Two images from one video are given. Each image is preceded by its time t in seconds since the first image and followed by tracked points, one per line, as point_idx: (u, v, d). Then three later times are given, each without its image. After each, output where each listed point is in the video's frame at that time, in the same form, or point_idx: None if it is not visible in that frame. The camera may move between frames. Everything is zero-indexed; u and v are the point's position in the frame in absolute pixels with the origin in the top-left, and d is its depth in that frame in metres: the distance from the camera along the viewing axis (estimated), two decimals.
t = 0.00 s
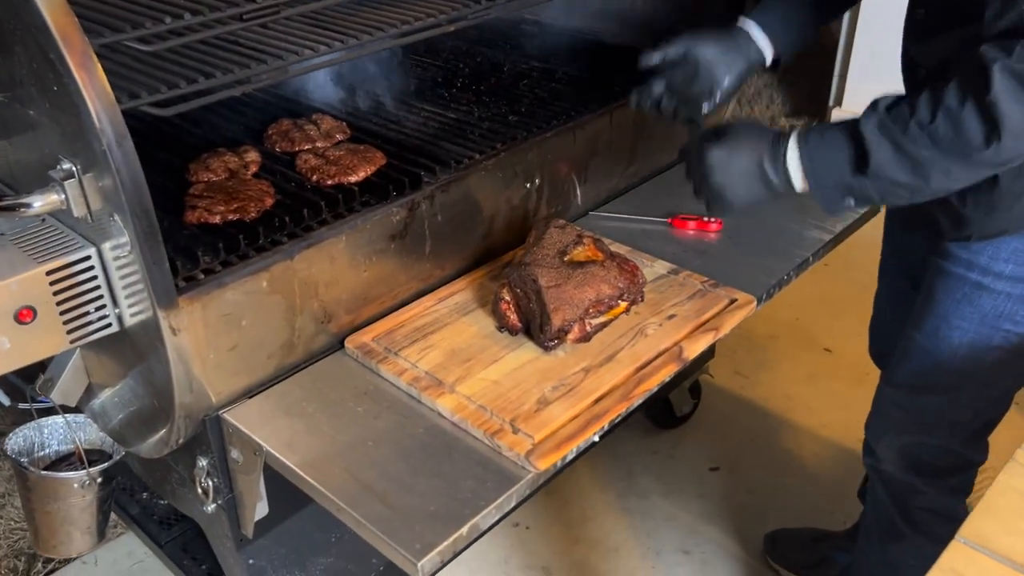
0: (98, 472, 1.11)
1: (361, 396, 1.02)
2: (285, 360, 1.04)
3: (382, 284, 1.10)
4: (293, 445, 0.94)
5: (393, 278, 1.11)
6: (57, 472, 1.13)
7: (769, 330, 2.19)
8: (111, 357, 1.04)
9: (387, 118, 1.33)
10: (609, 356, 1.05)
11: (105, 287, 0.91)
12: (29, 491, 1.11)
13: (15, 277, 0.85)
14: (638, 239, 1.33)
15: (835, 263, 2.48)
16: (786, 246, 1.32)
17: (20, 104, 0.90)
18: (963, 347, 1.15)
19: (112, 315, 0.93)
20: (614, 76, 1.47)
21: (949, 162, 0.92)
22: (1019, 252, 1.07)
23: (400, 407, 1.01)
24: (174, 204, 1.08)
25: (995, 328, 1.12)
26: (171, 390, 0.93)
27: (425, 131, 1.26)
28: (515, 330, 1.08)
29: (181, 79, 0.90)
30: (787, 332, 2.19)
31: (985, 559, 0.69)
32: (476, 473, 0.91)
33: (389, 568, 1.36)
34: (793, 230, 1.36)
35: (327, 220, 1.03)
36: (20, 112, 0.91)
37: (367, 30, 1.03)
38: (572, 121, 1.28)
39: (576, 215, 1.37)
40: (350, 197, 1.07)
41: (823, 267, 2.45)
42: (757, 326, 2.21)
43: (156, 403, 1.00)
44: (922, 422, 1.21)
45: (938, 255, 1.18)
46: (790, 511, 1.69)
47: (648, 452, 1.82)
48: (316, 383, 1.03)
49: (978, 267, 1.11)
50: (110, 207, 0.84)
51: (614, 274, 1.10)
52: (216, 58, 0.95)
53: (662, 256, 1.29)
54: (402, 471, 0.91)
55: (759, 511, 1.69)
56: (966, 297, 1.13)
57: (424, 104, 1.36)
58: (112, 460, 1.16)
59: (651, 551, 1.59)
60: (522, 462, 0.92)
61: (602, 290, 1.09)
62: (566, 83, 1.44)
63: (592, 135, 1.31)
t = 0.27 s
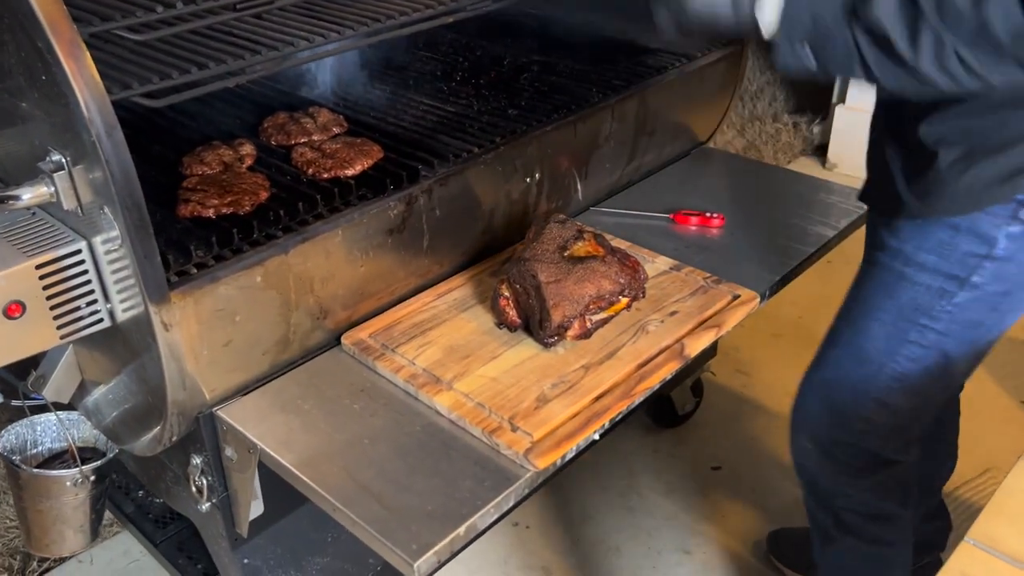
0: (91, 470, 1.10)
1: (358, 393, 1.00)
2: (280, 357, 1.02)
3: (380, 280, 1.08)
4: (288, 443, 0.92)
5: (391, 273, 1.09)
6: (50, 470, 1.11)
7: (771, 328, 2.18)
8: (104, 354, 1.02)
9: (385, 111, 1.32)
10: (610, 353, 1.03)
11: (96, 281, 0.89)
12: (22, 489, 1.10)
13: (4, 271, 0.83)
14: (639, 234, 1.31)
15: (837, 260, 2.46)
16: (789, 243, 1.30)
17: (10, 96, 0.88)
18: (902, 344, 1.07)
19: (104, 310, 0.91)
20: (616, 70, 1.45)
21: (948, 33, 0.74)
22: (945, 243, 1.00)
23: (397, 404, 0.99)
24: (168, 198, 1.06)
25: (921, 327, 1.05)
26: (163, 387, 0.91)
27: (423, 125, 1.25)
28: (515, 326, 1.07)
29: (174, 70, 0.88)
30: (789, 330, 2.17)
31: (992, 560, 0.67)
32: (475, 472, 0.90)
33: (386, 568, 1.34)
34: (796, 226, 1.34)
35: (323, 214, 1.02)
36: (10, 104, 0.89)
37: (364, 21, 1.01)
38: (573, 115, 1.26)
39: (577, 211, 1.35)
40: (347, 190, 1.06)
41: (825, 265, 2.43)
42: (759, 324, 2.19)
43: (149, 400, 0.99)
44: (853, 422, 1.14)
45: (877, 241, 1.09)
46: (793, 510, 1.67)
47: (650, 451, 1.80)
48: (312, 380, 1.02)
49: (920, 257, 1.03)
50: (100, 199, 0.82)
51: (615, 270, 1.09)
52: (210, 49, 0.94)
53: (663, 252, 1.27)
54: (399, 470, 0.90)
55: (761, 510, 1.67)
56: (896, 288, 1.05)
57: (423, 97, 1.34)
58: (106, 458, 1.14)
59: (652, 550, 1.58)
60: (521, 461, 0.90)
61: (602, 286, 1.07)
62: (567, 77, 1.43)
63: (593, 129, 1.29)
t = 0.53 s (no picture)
0: (90, 473, 1.09)
1: (357, 395, 1.00)
2: (280, 359, 1.02)
3: (379, 282, 1.08)
4: (287, 446, 0.92)
5: (390, 275, 1.09)
6: (48, 472, 1.11)
7: (772, 330, 2.17)
8: (102, 356, 1.02)
9: (385, 112, 1.31)
10: (611, 357, 1.03)
11: (94, 283, 0.88)
12: (20, 491, 1.09)
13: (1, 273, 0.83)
14: (639, 236, 1.31)
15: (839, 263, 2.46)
16: (790, 245, 1.30)
17: (9, 97, 0.88)
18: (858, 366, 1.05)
19: (102, 312, 0.90)
20: (617, 71, 1.45)
21: None
22: (885, 275, 1.00)
23: (397, 407, 0.98)
24: (167, 199, 1.06)
25: (871, 357, 1.04)
26: (161, 389, 0.91)
27: (423, 126, 1.24)
28: (515, 328, 1.06)
29: (172, 71, 0.88)
30: (791, 333, 2.16)
31: (993, 564, 0.67)
32: (474, 475, 0.89)
33: (386, 570, 1.34)
34: (798, 228, 1.34)
35: (323, 215, 1.01)
36: (9, 105, 0.89)
37: (364, 22, 1.01)
38: (573, 116, 1.26)
39: (577, 213, 1.35)
40: (346, 192, 1.05)
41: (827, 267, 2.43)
42: (761, 327, 2.19)
43: (147, 402, 0.98)
44: (826, 446, 1.11)
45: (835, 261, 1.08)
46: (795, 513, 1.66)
47: (650, 453, 1.80)
48: (311, 382, 1.01)
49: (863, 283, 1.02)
50: (98, 201, 0.82)
51: (615, 272, 1.08)
52: (209, 50, 0.93)
53: (664, 254, 1.26)
54: (398, 473, 0.89)
55: (761, 514, 1.66)
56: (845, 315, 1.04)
57: (423, 99, 1.33)
58: (104, 460, 1.14)
59: (652, 554, 1.57)
60: (521, 464, 0.89)
61: (602, 288, 1.06)
62: (568, 79, 1.42)
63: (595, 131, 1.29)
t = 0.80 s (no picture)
0: (93, 481, 1.09)
1: (361, 403, 1.00)
2: (283, 367, 1.02)
3: (382, 289, 1.08)
4: (290, 454, 0.92)
5: (393, 283, 1.09)
6: (52, 479, 1.11)
7: (774, 337, 2.17)
8: (107, 364, 1.02)
9: (388, 121, 1.32)
10: (614, 365, 1.03)
11: (99, 291, 0.89)
12: (23, 499, 1.09)
13: (7, 282, 0.83)
14: (641, 244, 1.31)
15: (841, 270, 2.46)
16: (792, 252, 1.30)
17: (15, 106, 0.88)
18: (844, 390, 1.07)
19: (106, 320, 0.91)
20: (619, 79, 1.45)
21: None
22: (854, 310, 1.03)
23: (401, 415, 0.99)
24: (171, 207, 1.06)
25: (855, 390, 1.06)
26: (165, 397, 0.91)
27: (426, 134, 1.25)
28: (518, 336, 1.06)
29: (178, 80, 0.88)
30: (793, 340, 2.16)
31: (995, 572, 0.67)
32: (478, 483, 0.89)
33: None
34: (800, 236, 1.34)
35: (326, 224, 1.01)
36: (15, 114, 0.89)
37: (367, 32, 1.01)
38: (575, 124, 1.26)
39: (579, 221, 1.35)
40: (350, 200, 1.06)
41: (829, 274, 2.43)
42: (763, 334, 2.19)
43: (150, 410, 0.98)
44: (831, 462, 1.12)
45: (821, 288, 1.10)
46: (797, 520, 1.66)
47: (652, 460, 1.80)
48: (315, 390, 1.02)
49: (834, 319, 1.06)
50: (104, 210, 0.82)
51: (617, 280, 1.08)
52: (214, 59, 0.94)
53: (666, 262, 1.27)
54: (401, 481, 0.89)
55: (763, 521, 1.66)
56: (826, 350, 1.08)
57: (426, 107, 1.34)
58: (107, 468, 1.14)
59: (655, 560, 1.57)
60: (524, 472, 0.90)
61: (605, 296, 1.06)
62: (570, 87, 1.42)
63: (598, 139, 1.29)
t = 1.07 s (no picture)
0: (92, 488, 1.10)
1: (359, 411, 1.01)
2: (282, 375, 1.03)
3: (380, 298, 1.09)
4: (289, 462, 0.93)
5: (390, 291, 1.10)
6: (50, 487, 1.11)
7: (770, 343, 2.18)
8: (106, 372, 1.03)
9: (386, 130, 1.33)
10: (612, 374, 1.03)
11: (99, 300, 0.89)
12: (22, 507, 1.10)
13: (8, 291, 0.84)
14: (637, 251, 1.32)
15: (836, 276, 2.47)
16: (786, 259, 1.31)
17: (16, 117, 0.89)
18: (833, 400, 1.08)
19: (106, 328, 0.91)
20: (615, 88, 1.46)
21: None
22: (867, 342, 1.04)
23: (399, 423, 0.99)
24: (171, 217, 1.07)
25: (867, 422, 1.07)
26: (165, 405, 0.92)
27: (423, 143, 1.26)
28: (515, 343, 1.07)
29: (178, 91, 0.89)
30: (788, 346, 2.17)
31: (983, 575, 0.68)
32: (475, 490, 0.90)
33: None
34: (795, 244, 1.35)
35: (325, 232, 1.02)
36: (16, 125, 0.90)
37: (365, 42, 1.03)
38: (572, 133, 1.27)
39: (575, 229, 1.36)
40: (348, 209, 1.07)
41: (825, 280, 2.44)
42: (759, 340, 2.20)
43: (150, 418, 0.99)
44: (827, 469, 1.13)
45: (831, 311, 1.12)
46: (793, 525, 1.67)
47: (649, 466, 1.80)
48: (313, 398, 1.02)
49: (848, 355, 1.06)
50: (104, 220, 0.83)
51: (614, 288, 1.09)
52: (213, 70, 0.95)
53: (662, 269, 1.27)
54: (399, 488, 0.90)
55: (759, 527, 1.66)
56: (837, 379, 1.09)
57: (423, 116, 1.35)
58: (107, 475, 1.14)
59: (651, 566, 1.58)
60: (522, 479, 0.90)
61: (601, 304, 1.07)
62: (566, 96, 1.44)
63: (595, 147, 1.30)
